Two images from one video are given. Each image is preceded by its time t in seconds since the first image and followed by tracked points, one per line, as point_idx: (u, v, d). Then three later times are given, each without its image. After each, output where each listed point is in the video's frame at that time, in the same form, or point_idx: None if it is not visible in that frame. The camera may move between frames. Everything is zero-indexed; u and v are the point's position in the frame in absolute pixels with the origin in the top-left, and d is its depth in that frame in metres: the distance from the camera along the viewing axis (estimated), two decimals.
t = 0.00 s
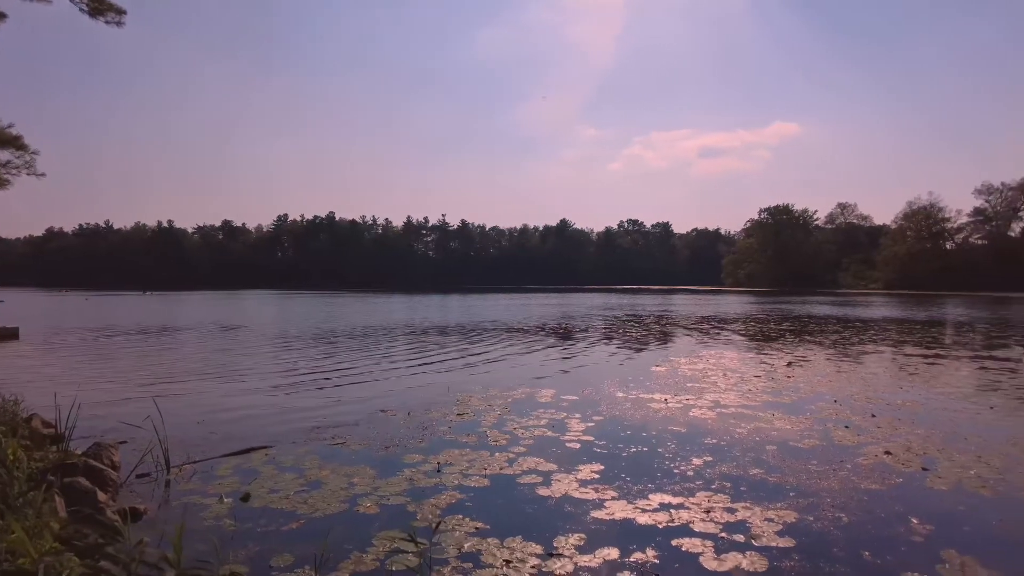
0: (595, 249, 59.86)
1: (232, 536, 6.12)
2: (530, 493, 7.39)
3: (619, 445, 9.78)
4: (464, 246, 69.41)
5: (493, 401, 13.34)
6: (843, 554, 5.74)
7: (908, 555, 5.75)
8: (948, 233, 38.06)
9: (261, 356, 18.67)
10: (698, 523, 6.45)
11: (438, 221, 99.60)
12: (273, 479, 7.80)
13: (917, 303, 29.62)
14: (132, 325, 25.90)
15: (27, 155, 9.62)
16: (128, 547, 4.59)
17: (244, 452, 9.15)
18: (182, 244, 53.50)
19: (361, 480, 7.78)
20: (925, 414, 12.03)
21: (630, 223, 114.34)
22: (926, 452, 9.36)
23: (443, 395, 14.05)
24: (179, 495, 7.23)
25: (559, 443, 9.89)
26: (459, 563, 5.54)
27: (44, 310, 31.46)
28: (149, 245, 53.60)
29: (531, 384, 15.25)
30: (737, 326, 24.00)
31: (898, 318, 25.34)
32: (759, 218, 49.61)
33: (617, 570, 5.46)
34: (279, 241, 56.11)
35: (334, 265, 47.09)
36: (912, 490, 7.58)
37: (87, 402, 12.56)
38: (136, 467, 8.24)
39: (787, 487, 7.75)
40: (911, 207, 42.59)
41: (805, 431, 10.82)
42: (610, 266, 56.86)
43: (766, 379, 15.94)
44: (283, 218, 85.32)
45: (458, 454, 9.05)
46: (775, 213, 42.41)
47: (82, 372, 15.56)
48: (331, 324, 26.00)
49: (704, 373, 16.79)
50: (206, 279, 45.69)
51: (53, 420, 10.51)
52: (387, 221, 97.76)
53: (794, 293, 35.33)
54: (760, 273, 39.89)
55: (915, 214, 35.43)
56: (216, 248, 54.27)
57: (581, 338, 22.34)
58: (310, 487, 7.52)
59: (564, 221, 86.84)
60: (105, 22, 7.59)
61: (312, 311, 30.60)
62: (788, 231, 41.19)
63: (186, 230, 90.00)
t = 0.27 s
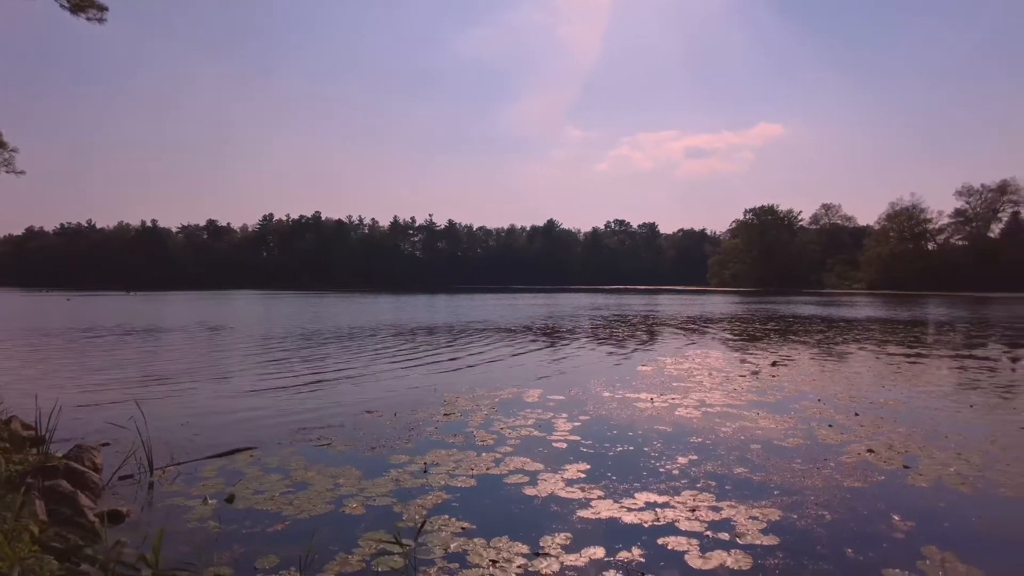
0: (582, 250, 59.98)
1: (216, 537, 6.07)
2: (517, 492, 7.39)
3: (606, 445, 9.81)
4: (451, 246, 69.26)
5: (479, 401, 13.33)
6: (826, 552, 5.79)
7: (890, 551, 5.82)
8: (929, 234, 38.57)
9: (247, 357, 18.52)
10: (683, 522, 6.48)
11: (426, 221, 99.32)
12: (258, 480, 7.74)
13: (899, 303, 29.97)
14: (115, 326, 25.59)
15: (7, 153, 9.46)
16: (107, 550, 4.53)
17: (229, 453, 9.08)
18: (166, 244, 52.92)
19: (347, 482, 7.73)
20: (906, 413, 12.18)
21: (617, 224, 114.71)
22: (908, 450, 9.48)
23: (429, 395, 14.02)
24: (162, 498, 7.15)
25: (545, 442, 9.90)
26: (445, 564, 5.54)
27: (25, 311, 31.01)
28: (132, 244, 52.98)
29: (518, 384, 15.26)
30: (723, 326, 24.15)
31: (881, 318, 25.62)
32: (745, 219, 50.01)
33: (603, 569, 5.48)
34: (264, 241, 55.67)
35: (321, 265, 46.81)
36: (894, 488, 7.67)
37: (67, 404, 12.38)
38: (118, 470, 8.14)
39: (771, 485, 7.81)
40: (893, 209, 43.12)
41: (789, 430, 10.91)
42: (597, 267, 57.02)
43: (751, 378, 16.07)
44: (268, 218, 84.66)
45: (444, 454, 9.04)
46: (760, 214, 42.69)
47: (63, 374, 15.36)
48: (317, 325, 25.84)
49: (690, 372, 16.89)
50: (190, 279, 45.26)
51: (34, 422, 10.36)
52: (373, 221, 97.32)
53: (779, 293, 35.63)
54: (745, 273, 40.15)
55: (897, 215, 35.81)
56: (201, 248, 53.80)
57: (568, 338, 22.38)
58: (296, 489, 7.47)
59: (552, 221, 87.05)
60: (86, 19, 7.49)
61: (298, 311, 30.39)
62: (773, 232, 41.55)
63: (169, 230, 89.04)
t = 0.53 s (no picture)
0: (567, 250, 60.12)
1: (197, 539, 6.00)
2: (501, 492, 7.39)
3: (590, 444, 9.84)
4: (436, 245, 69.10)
5: (464, 401, 13.32)
6: (807, 549, 5.85)
7: (869, 547, 5.90)
8: (908, 235, 39.17)
9: (229, 357, 18.35)
10: (667, 521, 6.52)
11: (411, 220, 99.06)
12: (240, 481, 7.67)
13: (880, 302, 30.37)
14: (94, 326, 25.20)
15: None
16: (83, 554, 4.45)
17: (210, 454, 8.99)
18: (147, 243, 52.24)
19: (330, 482, 7.68)
20: (886, 411, 12.36)
21: (602, 224, 115.14)
22: (887, 447, 9.61)
23: (413, 395, 13.98)
24: (142, 500, 7.06)
25: (529, 442, 9.92)
26: (428, 564, 5.52)
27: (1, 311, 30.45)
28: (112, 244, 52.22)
29: (503, 383, 15.26)
30: (706, 326, 24.33)
31: (862, 317, 25.96)
32: (728, 219, 50.42)
33: (586, 568, 5.49)
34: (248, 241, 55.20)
35: (304, 265, 46.48)
36: (873, 485, 7.77)
37: (44, 405, 12.17)
38: (97, 472, 8.03)
39: (753, 483, 7.88)
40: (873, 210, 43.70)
41: (771, 428, 11.02)
42: (582, 267, 57.19)
43: (734, 377, 16.20)
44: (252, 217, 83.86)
45: (428, 454, 9.01)
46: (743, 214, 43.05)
47: (41, 375, 15.13)
48: (301, 325, 25.66)
49: (673, 371, 16.99)
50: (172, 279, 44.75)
51: (10, 424, 10.19)
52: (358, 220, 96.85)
53: (761, 293, 35.97)
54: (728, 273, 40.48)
55: (877, 215, 36.26)
56: (183, 247, 53.17)
57: (553, 338, 22.43)
58: (278, 489, 7.41)
59: (537, 221, 87.19)
60: (64, 14, 7.35)
61: (282, 311, 30.16)
62: (756, 233, 41.94)
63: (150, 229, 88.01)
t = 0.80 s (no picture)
0: (553, 250, 60.23)
1: (179, 542, 5.93)
2: (486, 492, 7.38)
3: (575, 444, 9.85)
4: (423, 245, 68.92)
5: (450, 401, 13.30)
6: (790, 546, 5.89)
7: (851, 544, 5.95)
8: (890, 235, 39.67)
9: (213, 358, 18.20)
10: (651, 519, 6.54)
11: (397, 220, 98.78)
12: (223, 483, 7.60)
13: (862, 302, 30.72)
14: (74, 327, 24.86)
15: None
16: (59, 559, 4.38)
17: (193, 456, 8.90)
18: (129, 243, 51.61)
19: (315, 484, 7.64)
20: (868, 409, 12.50)
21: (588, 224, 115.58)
22: (869, 445, 9.71)
23: (399, 395, 13.95)
24: (124, 502, 6.97)
25: (515, 441, 9.91)
26: (413, 564, 5.49)
27: None
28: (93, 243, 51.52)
29: (488, 383, 15.25)
30: (692, 326, 24.48)
31: (845, 317, 26.24)
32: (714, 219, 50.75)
33: (571, 567, 5.50)
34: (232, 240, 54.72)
35: (290, 265, 46.17)
36: (855, 482, 7.85)
37: (23, 407, 11.98)
38: (77, 474, 7.92)
39: (737, 481, 7.94)
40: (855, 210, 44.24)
41: (755, 427, 11.11)
42: (568, 267, 57.32)
43: (719, 376, 16.31)
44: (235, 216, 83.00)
45: (414, 455, 8.98)
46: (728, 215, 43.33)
47: (21, 376, 14.92)
48: (286, 325, 25.49)
49: (659, 371, 17.07)
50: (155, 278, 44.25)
51: None
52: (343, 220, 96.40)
53: (746, 292, 36.25)
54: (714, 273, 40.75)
55: (860, 216, 36.65)
56: (166, 247, 52.58)
57: (539, 338, 22.47)
58: (262, 491, 7.35)
59: (524, 221, 87.27)
60: (44, 9, 7.23)
61: (267, 312, 29.95)
62: (740, 233, 42.26)
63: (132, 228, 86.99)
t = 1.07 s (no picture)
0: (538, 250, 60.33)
1: (158, 545, 5.84)
2: (469, 493, 7.36)
3: (558, 443, 9.87)
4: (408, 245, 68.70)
5: (433, 401, 13.27)
6: (771, 544, 5.94)
7: (831, 541, 6.02)
8: (870, 236, 40.22)
9: (193, 359, 18.01)
10: (633, 518, 6.57)
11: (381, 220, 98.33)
12: (203, 485, 7.51)
13: (843, 302, 31.10)
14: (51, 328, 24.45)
15: None
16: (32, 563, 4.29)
17: (173, 458, 8.78)
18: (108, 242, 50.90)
19: (296, 485, 7.57)
20: (847, 408, 12.66)
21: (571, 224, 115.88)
22: (848, 444, 9.83)
23: (382, 396, 13.89)
24: (101, 505, 6.86)
25: (499, 442, 9.90)
26: (396, 565, 5.46)
27: None
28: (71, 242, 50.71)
29: (472, 384, 15.23)
30: (675, 325, 24.63)
31: (826, 317, 26.56)
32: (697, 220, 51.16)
33: (554, 567, 5.50)
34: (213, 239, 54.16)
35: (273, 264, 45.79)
36: (834, 480, 7.94)
37: None
38: (53, 478, 7.78)
39: (719, 480, 7.99)
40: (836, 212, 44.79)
41: (736, 426, 11.20)
42: (552, 267, 57.43)
43: (701, 375, 16.43)
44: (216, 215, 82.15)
45: (397, 456, 8.94)
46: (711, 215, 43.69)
47: None
48: (268, 326, 25.27)
49: (642, 370, 17.15)
50: (134, 277, 43.67)
51: None
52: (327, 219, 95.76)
53: (729, 292, 36.56)
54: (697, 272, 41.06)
55: (841, 217, 37.13)
56: (146, 246, 51.93)
57: (524, 338, 22.49)
58: (243, 493, 7.28)
59: (509, 221, 87.34)
60: (17, 3, 7.12)
61: (250, 312, 29.68)
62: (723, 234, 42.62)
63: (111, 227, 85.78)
